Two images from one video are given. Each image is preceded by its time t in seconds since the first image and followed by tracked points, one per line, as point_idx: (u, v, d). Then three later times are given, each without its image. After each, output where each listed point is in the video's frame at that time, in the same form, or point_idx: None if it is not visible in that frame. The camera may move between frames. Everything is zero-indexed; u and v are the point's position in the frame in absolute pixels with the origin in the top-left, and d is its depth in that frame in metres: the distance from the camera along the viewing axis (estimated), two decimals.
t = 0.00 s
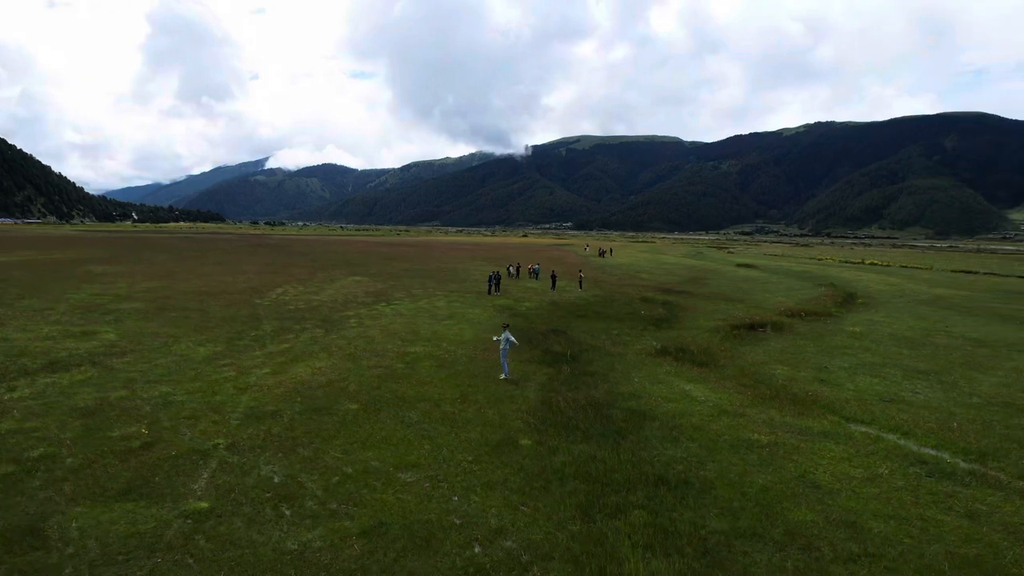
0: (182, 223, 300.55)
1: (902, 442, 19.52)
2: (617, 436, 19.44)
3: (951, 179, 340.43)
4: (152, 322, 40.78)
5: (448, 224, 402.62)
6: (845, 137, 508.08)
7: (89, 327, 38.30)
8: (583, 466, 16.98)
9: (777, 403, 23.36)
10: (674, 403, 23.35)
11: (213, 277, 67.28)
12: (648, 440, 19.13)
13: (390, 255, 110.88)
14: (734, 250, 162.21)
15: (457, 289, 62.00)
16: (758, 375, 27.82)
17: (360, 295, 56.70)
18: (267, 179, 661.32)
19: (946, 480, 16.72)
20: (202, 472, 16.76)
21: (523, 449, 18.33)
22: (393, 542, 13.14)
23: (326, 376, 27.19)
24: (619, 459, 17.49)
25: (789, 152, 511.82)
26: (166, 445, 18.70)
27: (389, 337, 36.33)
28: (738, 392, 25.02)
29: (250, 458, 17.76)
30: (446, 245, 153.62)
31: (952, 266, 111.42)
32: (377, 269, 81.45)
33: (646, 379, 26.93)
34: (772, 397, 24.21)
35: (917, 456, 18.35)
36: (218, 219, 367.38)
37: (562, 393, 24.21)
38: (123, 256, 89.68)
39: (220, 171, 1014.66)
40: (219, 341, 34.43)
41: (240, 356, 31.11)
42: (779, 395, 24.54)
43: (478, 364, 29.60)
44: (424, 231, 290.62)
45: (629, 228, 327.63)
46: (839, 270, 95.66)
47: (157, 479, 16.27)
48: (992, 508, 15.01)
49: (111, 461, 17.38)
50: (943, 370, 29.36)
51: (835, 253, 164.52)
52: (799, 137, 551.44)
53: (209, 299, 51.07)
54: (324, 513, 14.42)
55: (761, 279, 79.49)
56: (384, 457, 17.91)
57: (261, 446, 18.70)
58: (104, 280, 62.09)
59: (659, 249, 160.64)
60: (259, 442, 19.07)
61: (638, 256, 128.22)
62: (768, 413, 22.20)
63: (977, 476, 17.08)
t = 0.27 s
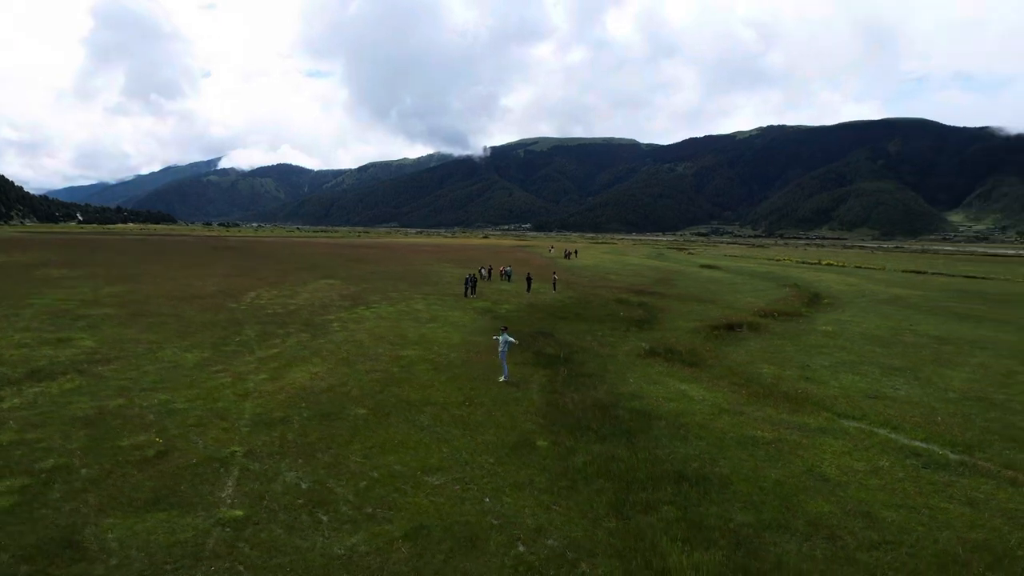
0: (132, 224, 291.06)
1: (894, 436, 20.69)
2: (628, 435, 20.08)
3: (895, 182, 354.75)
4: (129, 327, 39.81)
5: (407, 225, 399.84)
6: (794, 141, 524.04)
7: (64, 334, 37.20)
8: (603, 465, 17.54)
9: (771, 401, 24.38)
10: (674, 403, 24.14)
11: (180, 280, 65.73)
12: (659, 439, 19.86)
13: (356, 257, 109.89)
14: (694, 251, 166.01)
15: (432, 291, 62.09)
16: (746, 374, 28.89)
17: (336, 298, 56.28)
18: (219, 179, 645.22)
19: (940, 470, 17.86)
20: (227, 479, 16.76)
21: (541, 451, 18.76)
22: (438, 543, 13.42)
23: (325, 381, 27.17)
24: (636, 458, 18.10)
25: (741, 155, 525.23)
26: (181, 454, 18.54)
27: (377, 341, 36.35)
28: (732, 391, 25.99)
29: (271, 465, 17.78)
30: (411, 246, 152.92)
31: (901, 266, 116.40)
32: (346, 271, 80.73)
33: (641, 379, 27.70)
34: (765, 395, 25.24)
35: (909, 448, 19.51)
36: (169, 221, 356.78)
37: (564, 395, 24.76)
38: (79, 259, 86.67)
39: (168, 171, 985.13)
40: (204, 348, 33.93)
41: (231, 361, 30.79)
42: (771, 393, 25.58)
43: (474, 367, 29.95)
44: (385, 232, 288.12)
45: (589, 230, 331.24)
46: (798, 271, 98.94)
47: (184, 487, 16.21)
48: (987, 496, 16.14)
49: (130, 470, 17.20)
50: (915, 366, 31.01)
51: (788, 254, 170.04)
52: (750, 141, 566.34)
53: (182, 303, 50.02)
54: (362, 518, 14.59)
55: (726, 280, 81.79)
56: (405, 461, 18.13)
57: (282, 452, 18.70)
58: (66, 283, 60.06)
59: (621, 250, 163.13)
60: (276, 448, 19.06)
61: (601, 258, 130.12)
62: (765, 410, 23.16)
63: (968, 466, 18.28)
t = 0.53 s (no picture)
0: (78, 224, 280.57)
1: (886, 431, 21.84)
2: (639, 435, 20.70)
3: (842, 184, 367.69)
4: (105, 333, 38.76)
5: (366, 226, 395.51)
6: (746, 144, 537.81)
7: (38, 341, 36.00)
8: (622, 465, 18.10)
9: (765, 399, 25.37)
10: (674, 403, 24.91)
11: (145, 283, 64.02)
12: (669, 438, 20.53)
13: (321, 259, 108.61)
14: (654, 253, 169.06)
15: (408, 294, 62.05)
16: (735, 373, 29.94)
17: (311, 301, 55.71)
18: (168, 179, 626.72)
19: (935, 462, 18.99)
20: (254, 487, 16.73)
21: (559, 451, 19.22)
22: (482, 544, 13.73)
23: (324, 387, 27.10)
24: (653, 457, 18.72)
25: (696, 158, 536.48)
26: (199, 462, 18.37)
27: (365, 345, 36.28)
28: (726, 389, 26.92)
29: (294, 471, 17.80)
30: (374, 248, 151.70)
31: (854, 267, 121.00)
32: (315, 273, 79.82)
33: (636, 380, 28.43)
34: (758, 394, 26.24)
35: (903, 442, 20.62)
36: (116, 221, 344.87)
37: (567, 396, 25.29)
38: (31, 260, 83.41)
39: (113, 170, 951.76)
40: (191, 354, 33.35)
41: (223, 367, 30.41)
42: (763, 392, 26.59)
43: (470, 370, 30.26)
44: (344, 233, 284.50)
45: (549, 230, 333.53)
46: (759, 272, 101.90)
47: (210, 496, 16.15)
48: (983, 486, 17.25)
49: (151, 480, 17.01)
50: (890, 363, 32.60)
51: (745, 255, 174.74)
52: (704, 144, 578.81)
53: (154, 308, 48.85)
54: (400, 522, 14.77)
55: (692, 282, 83.79)
56: (428, 464, 18.36)
57: (302, 458, 18.72)
58: (25, 287, 57.87)
59: (584, 252, 165.07)
60: (294, 455, 19.05)
61: (567, 259, 131.53)
62: (762, 409, 24.10)
63: (959, 457, 19.48)
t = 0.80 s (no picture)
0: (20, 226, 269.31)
1: (877, 424, 23.02)
2: (650, 435, 21.29)
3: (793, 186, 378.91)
4: (82, 341, 37.67)
5: (324, 227, 390.13)
6: (700, 147, 549.43)
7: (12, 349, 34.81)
8: (642, 464, 18.62)
9: (759, 397, 26.38)
10: (673, 402, 25.67)
11: (110, 288, 62.19)
12: (679, 437, 21.19)
13: (286, 261, 106.84)
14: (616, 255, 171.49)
15: (384, 297, 61.76)
16: (725, 373, 30.91)
17: (287, 305, 54.99)
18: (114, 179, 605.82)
19: (930, 455, 20.11)
20: (282, 494, 16.68)
21: (577, 452, 19.75)
22: (526, 546, 14.03)
23: (325, 392, 27.03)
24: (667, 457, 19.33)
25: (652, 160, 545.53)
26: (217, 471, 18.23)
27: (354, 350, 36.13)
28: (717, 389, 27.87)
29: (319, 478, 17.79)
30: (337, 250, 149.93)
31: (810, 267, 125.21)
32: (284, 276, 78.66)
33: (633, 381, 29.11)
34: (751, 393, 27.21)
35: (898, 436, 21.69)
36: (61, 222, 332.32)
37: (571, 399, 25.78)
38: None
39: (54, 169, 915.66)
40: (179, 362, 32.73)
41: (215, 374, 29.96)
42: (754, 390, 27.62)
43: (468, 374, 30.50)
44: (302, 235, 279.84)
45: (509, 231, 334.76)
46: (721, 274, 104.61)
47: (241, 504, 16.05)
48: (980, 476, 18.32)
49: (175, 491, 16.80)
50: (867, 361, 34.08)
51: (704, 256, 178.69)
52: (660, 147, 588.94)
53: (126, 314, 47.59)
54: (439, 526, 14.96)
55: (660, 283, 85.55)
56: (452, 468, 18.58)
57: (323, 464, 18.71)
58: None
59: (547, 253, 166.25)
60: (315, 460, 19.07)
61: (533, 261, 132.57)
62: (757, 406, 25.08)
63: (951, 449, 20.70)
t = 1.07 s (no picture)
0: None
1: (868, 420, 24.17)
2: (659, 435, 21.91)
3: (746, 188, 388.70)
4: (56, 347, 36.46)
5: (280, 228, 382.93)
6: (656, 149, 558.54)
7: None
8: (659, 464, 19.19)
9: (752, 396, 27.35)
10: (672, 402, 26.40)
11: (73, 292, 60.12)
12: (686, 436, 21.86)
13: (250, 263, 104.84)
14: (580, 256, 173.37)
15: (360, 300, 61.32)
16: (714, 373, 31.87)
17: (263, 308, 54.14)
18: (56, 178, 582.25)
19: (924, 448, 21.26)
20: (312, 502, 16.66)
21: (592, 453, 20.22)
22: (568, 546, 14.39)
23: (326, 397, 26.87)
24: (680, 455, 19.95)
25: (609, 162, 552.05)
26: (238, 479, 18.07)
27: (344, 354, 35.92)
28: (710, 389, 28.75)
29: (344, 485, 17.79)
30: (300, 251, 147.66)
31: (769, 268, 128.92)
32: (252, 278, 77.23)
33: (629, 381, 29.79)
34: (745, 391, 28.17)
35: (891, 431, 22.82)
36: None
37: (573, 401, 26.26)
38: None
39: None
40: (166, 368, 32.01)
41: (208, 381, 29.43)
42: (747, 389, 28.60)
43: (464, 377, 30.71)
44: (259, 236, 274.01)
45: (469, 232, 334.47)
46: (686, 275, 106.80)
47: (273, 513, 15.97)
48: (973, 468, 19.47)
49: (201, 501, 16.60)
50: (845, 359, 35.53)
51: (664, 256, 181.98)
52: (617, 149, 596.44)
53: (97, 319, 46.14)
54: (477, 529, 15.20)
55: (629, 284, 86.99)
56: (475, 471, 18.82)
57: (345, 471, 18.71)
58: None
59: (512, 254, 166.86)
60: (335, 467, 19.05)
61: (498, 262, 132.90)
62: (753, 405, 26.05)
63: (941, 443, 21.89)
